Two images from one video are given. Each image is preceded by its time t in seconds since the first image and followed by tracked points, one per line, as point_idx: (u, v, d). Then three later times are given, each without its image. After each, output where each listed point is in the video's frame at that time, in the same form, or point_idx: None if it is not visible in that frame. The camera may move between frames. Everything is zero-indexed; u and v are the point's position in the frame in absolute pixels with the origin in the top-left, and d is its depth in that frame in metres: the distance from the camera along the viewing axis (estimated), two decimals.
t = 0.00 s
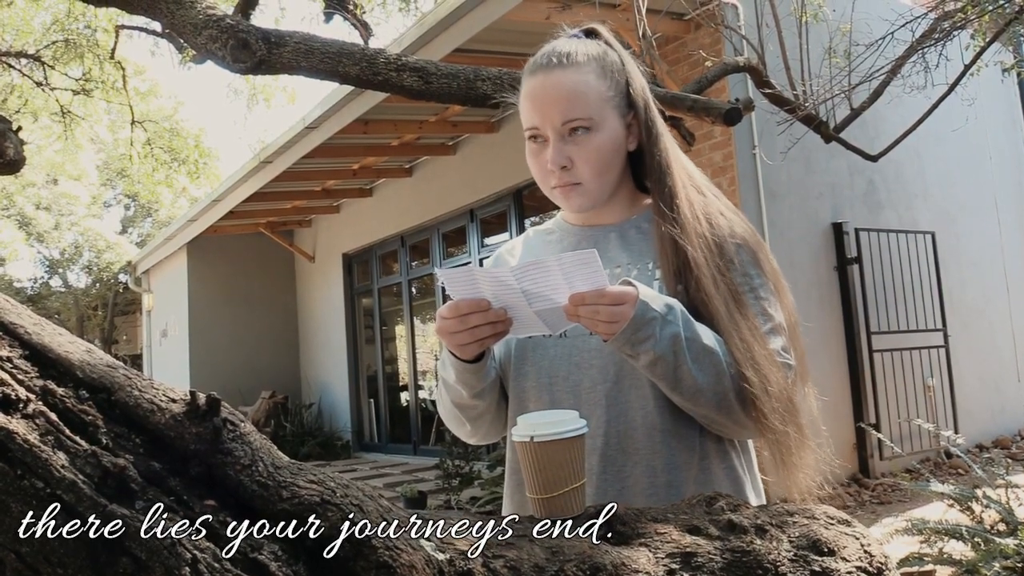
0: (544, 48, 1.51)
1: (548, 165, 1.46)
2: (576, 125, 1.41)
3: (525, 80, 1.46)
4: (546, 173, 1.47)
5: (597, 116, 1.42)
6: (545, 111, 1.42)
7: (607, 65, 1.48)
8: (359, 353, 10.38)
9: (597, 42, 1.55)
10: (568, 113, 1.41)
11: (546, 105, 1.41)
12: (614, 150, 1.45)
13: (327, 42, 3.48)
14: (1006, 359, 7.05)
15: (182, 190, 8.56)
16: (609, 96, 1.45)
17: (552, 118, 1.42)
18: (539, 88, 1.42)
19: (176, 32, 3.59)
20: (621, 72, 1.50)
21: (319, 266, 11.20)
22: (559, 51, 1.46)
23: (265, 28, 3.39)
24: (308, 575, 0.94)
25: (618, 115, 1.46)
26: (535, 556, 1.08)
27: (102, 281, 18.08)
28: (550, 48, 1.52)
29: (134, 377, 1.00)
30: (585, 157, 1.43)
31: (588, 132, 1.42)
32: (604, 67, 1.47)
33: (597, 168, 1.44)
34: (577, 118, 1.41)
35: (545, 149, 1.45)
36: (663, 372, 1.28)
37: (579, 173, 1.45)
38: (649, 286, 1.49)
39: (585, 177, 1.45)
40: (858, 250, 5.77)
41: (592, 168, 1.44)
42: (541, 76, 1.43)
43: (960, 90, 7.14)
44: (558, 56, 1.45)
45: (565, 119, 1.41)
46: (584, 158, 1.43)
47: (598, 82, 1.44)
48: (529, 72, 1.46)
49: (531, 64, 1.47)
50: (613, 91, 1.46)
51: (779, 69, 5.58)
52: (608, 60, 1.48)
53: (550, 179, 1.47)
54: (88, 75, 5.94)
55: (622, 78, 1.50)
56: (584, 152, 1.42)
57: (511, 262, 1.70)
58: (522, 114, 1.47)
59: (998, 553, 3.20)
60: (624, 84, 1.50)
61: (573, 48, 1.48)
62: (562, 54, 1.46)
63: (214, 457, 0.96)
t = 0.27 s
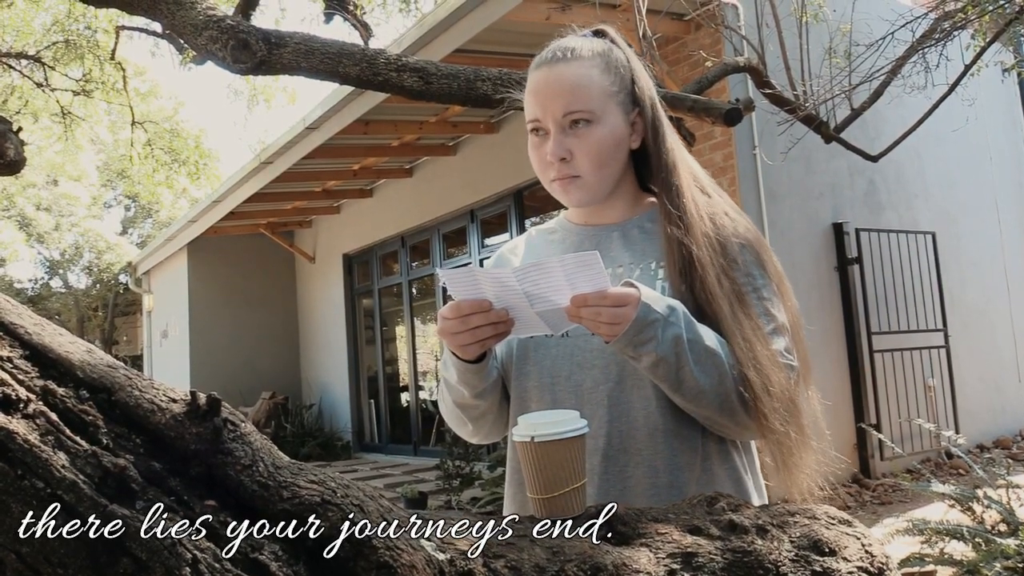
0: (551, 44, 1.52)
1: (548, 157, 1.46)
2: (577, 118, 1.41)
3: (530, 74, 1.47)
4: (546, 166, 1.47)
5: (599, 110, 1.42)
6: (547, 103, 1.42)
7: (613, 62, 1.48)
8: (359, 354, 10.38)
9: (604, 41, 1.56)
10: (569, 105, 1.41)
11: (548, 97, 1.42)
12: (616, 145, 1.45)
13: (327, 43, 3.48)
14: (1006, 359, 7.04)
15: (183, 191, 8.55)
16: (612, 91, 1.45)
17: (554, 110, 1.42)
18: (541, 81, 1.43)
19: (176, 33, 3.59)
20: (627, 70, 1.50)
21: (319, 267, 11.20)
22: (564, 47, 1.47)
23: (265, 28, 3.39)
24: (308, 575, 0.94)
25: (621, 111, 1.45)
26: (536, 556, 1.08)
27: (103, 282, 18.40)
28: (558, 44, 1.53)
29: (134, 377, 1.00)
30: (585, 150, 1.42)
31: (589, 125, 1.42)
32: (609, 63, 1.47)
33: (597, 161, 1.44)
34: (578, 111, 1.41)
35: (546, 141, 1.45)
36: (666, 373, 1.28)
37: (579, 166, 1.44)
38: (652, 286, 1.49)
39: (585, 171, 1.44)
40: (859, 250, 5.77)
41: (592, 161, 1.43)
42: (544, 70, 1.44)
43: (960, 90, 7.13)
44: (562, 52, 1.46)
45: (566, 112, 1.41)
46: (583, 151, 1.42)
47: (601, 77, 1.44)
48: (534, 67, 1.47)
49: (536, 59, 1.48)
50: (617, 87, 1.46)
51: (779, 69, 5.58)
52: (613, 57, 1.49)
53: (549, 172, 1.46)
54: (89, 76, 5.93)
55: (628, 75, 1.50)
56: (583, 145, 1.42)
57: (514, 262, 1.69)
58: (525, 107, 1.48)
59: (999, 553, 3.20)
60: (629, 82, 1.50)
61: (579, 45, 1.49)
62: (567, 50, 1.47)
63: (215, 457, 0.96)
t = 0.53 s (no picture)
0: (556, 45, 1.53)
1: (551, 156, 1.46)
2: (580, 116, 1.41)
3: (533, 73, 1.48)
4: (549, 164, 1.47)
5: (602, 108, 1.42)
6: (549, 101, 1.43)
7: (617, 61, 1.48)
8: (360, 355, 10.38)
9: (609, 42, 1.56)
10: (571, 103, 1.41)
11: (551, 95, 1.42)
12: (619, 144, 1.44)
13: (327, 44, 3.48)
14: (1006, 360, 7.04)
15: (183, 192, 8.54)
16: (615, 90, 1.45)
17: (556, 108, 1.42)
18: (544, 79, 1.43)
19: (176, 34, 3.59)
20: (630, 70, 1.50)
21: (320, 267, 11.20)
22: (568, 47, 1.48)
23: (265, 29, 3.39)
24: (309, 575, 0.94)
25: (624, 110, 1.45)
26: (536, 557, 1.08)
27: (103, 283, 18.41)
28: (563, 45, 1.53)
29: (135, 378, 1.00)
30: (586, 148, 1.42)
31: (591, 123, 1.41)
32: (613, 62, 1.47)
33: (599, 160, 1.43)
34: (581, 109, 1.41)
35: (548, 140, 1.45)
36: (668, 373, 1.28)
37: (581, 164, 1.44)
38: (655, 286, 1.49)
39: (586, 169, 1.44)
40: (859, 251, 5.77)
41: (594, 160, 1.43)
42: (548, 68, 1.44)
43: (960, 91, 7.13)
44: (567, 50, 1.46)
45: (568, 110, 1.41)
46: (585, 148, 1.42)
47: (604, 76, 1.44)
48: (538, 66, 1.48)
49: (540, 58, 1.49)
50: (620, 86, 1.46)
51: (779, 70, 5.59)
52: (617, 57, 1.49)
53: (551, 169, 1.46)
54: (90, 77, 5.92)
55: (631, 75, 1.50)
56: (585, 142, 1.42)
57: (516, 261, 1.69)
58: (528, 106, 1.48)
59: (1000, 554, 3.20)
60: (633, 82, 1.50)
61: (583, 44, 1.49)
62: (571, 49, 1.47)
63: (215, 458, 0.95)
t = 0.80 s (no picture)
0: (559, 45, 1.53)
1: (553, 154, 1.45)
2: (582, 114, 1.41)
3: (537, 73, 1.48)
4: (551, 163, 1.46)
5: (605, 106, 1.42)
6: (552, 99, 1.43)
7: (620, 61, 1.48)
8: (361, 356, 10.38)
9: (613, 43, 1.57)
10: (574, 101, 1.41)
11: (553, 94, 1.42)
12: (621, 142, 1.44)
13: (328, 45, 3.47)
14: (1007, 361, 7.03)
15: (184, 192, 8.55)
16: (618, 89, 1.45)
17: (559, 106, 1.42)
18: (548, 77, 1.43)
19: (177, 35, 3.59)
20: (633, 70, 1.50)
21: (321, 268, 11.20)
22: (572, 46, 1.48)
23: (266, 30, 3.39)
24: None
25: (626, 108, 1.45)
26: (537, 558, 1.08)
27: (103, 283, 18.38)
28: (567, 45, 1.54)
29: (135, 378, 1.00)
30: (589, 146, 1.41)
31: (594, 121, 1.41)
32: (616, 62, 1.47)
33: (602, 158, 1.43)
34: (584, 107, 1.41)
35: (551, 138, 1.45)
36: (670, 375, 1.27)
37: (584, 163, 1.43)
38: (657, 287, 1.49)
39: (589, 167, 1.43)
40: (860, 252, 5.77)
41: (596, 158, 1.42)
42: (552, 67, 1.44)
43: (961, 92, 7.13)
44: (570, 50, 1.47)
45: (571, 108, 1.41)
46: (588, 147, 1.42)
47: (607, 75, 1.44)
48: (541, 65, 1.48)
49: (544, 58, 1.49)
50: (623, 85, 1.46)
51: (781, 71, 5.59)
52: (620, 56, 1.49)
53: (554, 167, 1.45)
54: (90, 77, 5.92)
55: (634, 75, 1.50)
56: (589, 139, 1.41)
57: (519, 261, 1.69)
58: (531, 105, 1.48)
59: (1001, 555, 3.19)
60: (636, 82, 1.50)
61: (587, 44, 1.50)
62: (575, 49, 1.48)
63: (215, 459, 0.95)
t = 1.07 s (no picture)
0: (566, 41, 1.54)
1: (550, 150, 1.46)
2: (577, 110, 1.42)
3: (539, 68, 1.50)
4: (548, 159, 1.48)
5: (600, 103, 1.42)
6: (548, 94, 1.44)
7: (621, 57, 1.48)
8: (362, 357, 10.39)
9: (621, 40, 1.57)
10: (568, 97, 1.42)
11: (550, 89, 1.43)
12: (616, 139, 1.44)
13: (328, 45, 3.47)
14: (1008, 359, 7.03)
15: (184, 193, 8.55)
16: (615, 86, 1.44)
17: (554, 102, 1.43)
18: (546, 72, 1.45)
19: (177, 35, 3.59)
20: (634, 67, 1.50)
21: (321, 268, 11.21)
22: (574, 41, 1.49)
23: (266, 30, 3.39)
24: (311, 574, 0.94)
25: (623, 105, 1.45)
26: (539, 556, 1.07)
27: (104, 284, 18.36)
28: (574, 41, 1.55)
29: (136, 377, 1.00)
30: (582, 142, 1.42)
31: (588, 117, 1.42)
32: (617, 58, 1.47)
33: (595, 155, 1.43)
34: (578, 102, 1.41)
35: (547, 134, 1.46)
36: (668, 379, 1.27)
37: (577, 159, 1.43)
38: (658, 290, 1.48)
39: (583, 164, 1.44)
40: (861, 250, 5.77)
41: (590, 154, 1.43)
42: (549, 63, 1.46)
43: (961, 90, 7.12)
44: (571, 45, 1.48)
45: (566, 104, 1.42)
46: (581, 143, 1.42)
47: (605, 71, 1.44)
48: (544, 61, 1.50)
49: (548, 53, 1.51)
50: (621, 81, 1.46)
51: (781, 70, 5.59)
52: (622, 52, 1.49)
53: (547, 163, 1.46)
54: (90, 78, 5.93)
55: (635, 72, 1.49)
56: (581, 136, 1.42)
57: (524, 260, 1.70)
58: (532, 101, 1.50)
59: (1002, 553, 3.19)
60: (636, 78, 1.49)
61: (590, 40, 1.50)
62: (577, 44, 1.48)
63: (216, 457, 0.95)
